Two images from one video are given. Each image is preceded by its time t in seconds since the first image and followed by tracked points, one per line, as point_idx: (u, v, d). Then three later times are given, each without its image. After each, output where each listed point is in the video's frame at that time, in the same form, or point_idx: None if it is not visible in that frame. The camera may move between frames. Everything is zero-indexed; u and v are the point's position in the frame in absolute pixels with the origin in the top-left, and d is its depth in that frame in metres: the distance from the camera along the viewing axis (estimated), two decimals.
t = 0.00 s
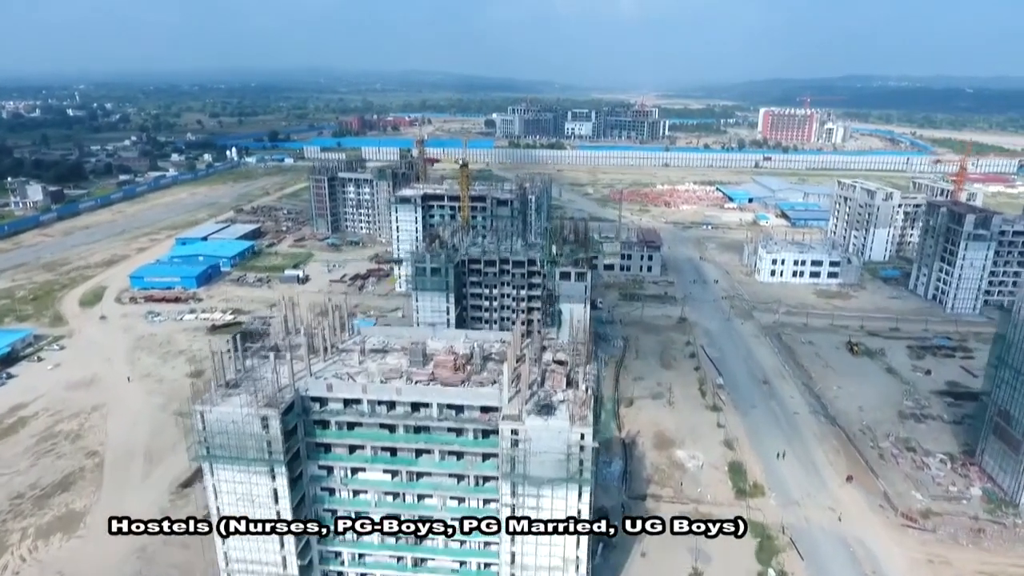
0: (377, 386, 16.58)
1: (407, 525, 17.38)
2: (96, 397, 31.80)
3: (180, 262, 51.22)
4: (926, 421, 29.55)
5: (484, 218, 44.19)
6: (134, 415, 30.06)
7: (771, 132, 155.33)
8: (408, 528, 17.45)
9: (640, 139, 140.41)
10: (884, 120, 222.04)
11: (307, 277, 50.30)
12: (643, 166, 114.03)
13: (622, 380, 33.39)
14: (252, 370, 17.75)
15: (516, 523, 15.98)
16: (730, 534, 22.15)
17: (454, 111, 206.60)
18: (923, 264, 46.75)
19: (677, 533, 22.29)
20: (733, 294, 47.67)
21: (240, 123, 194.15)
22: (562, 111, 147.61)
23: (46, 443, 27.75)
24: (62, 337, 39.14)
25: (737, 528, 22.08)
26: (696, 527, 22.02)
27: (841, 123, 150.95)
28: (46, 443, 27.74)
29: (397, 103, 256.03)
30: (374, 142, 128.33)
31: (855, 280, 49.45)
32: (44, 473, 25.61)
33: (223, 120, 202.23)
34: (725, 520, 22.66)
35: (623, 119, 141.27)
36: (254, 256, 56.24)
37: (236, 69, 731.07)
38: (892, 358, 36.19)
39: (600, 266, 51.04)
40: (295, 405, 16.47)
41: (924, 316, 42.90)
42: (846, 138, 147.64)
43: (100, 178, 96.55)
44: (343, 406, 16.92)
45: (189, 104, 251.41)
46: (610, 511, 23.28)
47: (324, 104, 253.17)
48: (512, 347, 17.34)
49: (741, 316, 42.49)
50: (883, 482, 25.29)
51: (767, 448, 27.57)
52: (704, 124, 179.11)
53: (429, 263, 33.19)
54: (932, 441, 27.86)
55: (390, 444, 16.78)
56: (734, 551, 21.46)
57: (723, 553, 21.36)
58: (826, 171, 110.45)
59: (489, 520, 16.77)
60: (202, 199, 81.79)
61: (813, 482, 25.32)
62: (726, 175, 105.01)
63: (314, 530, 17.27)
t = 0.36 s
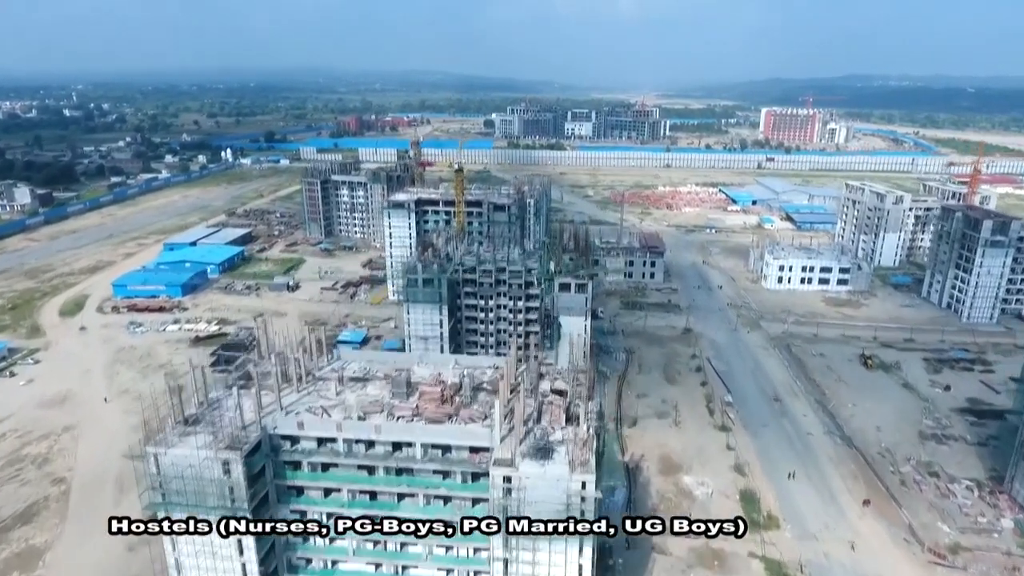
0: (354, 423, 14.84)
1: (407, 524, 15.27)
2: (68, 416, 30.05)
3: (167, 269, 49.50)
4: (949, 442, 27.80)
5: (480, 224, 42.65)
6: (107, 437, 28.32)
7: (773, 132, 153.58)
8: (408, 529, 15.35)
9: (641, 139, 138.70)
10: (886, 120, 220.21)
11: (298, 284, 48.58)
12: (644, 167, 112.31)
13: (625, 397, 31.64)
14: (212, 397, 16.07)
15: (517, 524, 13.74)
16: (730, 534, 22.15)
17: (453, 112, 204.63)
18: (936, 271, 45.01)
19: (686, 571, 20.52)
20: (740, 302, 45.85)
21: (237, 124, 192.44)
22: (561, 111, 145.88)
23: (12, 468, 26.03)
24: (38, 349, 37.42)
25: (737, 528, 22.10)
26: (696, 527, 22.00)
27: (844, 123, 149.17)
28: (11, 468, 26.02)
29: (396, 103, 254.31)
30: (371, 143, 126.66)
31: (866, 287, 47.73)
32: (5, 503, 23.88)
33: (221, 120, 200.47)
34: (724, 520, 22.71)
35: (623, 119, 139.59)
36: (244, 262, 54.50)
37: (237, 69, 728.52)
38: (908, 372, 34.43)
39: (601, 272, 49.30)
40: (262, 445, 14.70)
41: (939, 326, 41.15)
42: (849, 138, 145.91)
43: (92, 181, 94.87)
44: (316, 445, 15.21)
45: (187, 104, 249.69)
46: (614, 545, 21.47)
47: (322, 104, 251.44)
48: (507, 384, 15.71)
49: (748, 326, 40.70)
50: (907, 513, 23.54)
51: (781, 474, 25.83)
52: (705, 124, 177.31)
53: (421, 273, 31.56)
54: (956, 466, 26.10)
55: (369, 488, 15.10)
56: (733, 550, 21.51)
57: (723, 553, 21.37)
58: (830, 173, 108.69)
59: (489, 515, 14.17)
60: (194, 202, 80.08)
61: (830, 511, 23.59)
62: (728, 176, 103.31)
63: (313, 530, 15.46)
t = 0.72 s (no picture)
0: (317, 493, 14.63)
1: (406, 524, 14.40)
2: (25, 445, 27.71)
3: (147, 278, 47.12)
4: (985, 477, 25.42)
5: (475, 232, 40.57)
6: (66, 470, 25.94)
7: (777, 133, 151.14)
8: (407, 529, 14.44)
9: (642, 140, 136.32)
10: (890, 121, 217.78)
11: (284, 295, 46.20)
12: (646, 169, 109.91)
13: (631, 423, 29.23)
14: (162, 454, 16.21)
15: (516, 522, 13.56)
16: (729, 534, 22.10)
17: (453, 112, 202.16)
18: (957, 282, 42.59)
19: None
20: (750, 315, 43.31)
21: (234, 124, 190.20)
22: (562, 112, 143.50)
23: None
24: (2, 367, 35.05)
25: (737, 528, 21.96)
26: (698, 527, 21.67)
27: (848, 124, 146.81)
28: None
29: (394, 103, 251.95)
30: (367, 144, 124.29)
31: (882, 299, 45.35)
32: None
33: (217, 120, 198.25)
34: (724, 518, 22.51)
35: (625, 120, 137.27)
36: (229, 270, 52.13)
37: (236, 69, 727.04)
38: (935, 395, 32.03)
39: (603, 281, 46.77)
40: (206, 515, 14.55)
41: (964, 342, 38.65)
42: (853, 139, 143.54)
43: (80, 183, 92.44)
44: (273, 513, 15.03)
45: (184, 104, 247.47)
46: None
47: (320, 104, 249.16)
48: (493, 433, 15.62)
49: (760, 341, 38.31)
50: (946, 562, 21.16)
51: (803, 514, 23.48)
52: (707, 124, 174.88)
53: (410, 289, 28.98)
54: (996, 506, 23.73)
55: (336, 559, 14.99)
56: (733, 552, 21.48)
57: (723, 554, 21.36)
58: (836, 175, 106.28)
59: (490, 515, 14.01)
60: (183, 206, 77.69)
61: (860, 560, 21.24)
62: (732, 179, 100.92)
63: (313, 530, 14.79)
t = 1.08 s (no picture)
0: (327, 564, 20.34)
1: (408, 525, 21.05)
2: None
3: (122, 290, 44.54)
4: None
5: (469, 242, 37.97)
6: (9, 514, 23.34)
7: (779, 133, 148.75)
8: (407, 529, 21.05)
9: (643, 140, 133.89)
10: (892, 120, 215.51)
11: (266, 307, 43.57)
12: (647, 170, 107.42)
13: (636, 456, 26.73)
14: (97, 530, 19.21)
15: (517, 524, 20.67)
16: (729, 534, 22.16)
17: (451, 112, 199.61)
18: (981, 295, 40.14)
19: None
20: (761, 330, 40.72)
21: (228, 124, 187.52)
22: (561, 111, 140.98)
23: None
24: None
25: (737, 528, 22.06)
26: (695, 527, 22.18)
27: (852, 124, 144.45)
28: None
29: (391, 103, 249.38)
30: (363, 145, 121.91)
31: (899, 311, 42.90)
32: None
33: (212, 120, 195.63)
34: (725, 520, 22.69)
35: (625, 119, 134.89)
36: (212, 280, 49.55)
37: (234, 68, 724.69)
38: (965, 424, 29.53)
39: (606, 292, 44.21)
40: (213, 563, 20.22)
41: (991, 361, 36.18)
42: (857, 140, 141.25)
43: (65, 186, 89.75)
44: None
45: (178, 104, 244.61)
46: None
47: (316, 104, 246.58)
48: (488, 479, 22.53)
49: (774, 361, 35.78)
50: None
51: (831, 564, 21.04)
52: (707, 124, 172.36)
53: (393, 310, 26.51)
54: None
55: None
56: (731, 551, 21.50)
57: (722, 554, 21.36)
58: (841, 177, 103.90)
59: (489, 519, 20.86)
60: (168, 210, 75.10)
61: None
62: (735, 181, 98.42)
63: (314, 529, 21.74)
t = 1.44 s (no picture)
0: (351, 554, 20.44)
1: (408, 524, 21.71)
2: None
3: (97, 301, 42.38)
4: None
5: (461, 251, 35.85)
6: None
7: (780, 133, 146.75)
8: (406, 529, 21.73)
9: (643, 141, 131.86)
10: (893, 121, 213.67)
11: (250, 318, 41.41)
12: (647, 171, 105.35)
13: (641, 489, 24.66)
14: None
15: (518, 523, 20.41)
16: (729, 534, 22.19)
17: (449, 112, 197.48)
18: (1001, 306, 38.14)
19: None
20: (771, 343, 38.48)
21: (223, 124, 185.34)
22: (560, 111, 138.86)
23: None
24: None
25: (737, 527, 22.11)
26: (696, 527, 22.18)
27: (854, 124, 142.51)
28: None
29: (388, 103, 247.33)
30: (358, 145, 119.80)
31: (915, 323, 40.85)
32: None
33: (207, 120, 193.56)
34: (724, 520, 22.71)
35: (624, 119, 132.93)
36: (194, 288, 47.39)
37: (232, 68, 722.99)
38: (994, 450, 27.49)
39: (606, 303, 42.14)
40: None
41: (1015, 377, 34.15)
42: (859, 140, 139.31)
43: (51, 188, 87.50)
44: None
45: (174, 104, 242.47)
46: None
47: (313, 104, 244.60)
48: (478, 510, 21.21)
49: (785, 378, 33.68)
50: None
51: None
52: (708, 124, 170.39)
53: (377, 330, 24.38)
54: None
55: None
56: (732, 551, 21.49)
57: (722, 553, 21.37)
58: (845, 178, 101.96)
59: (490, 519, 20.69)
60: (156, 213, 72.92)
61: None
62: (738, 182, 96.37)
63: (314, 530, 22.04)
